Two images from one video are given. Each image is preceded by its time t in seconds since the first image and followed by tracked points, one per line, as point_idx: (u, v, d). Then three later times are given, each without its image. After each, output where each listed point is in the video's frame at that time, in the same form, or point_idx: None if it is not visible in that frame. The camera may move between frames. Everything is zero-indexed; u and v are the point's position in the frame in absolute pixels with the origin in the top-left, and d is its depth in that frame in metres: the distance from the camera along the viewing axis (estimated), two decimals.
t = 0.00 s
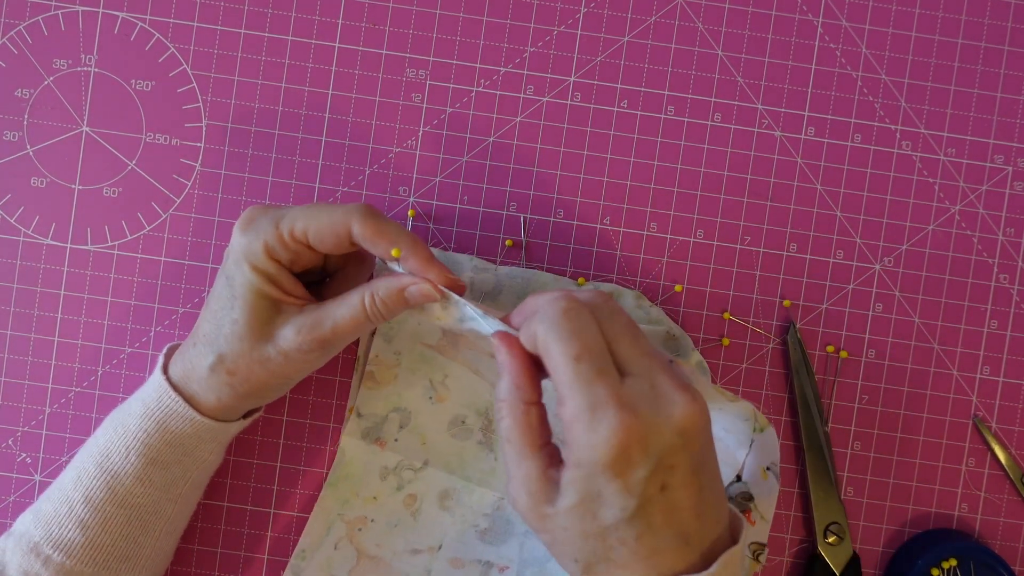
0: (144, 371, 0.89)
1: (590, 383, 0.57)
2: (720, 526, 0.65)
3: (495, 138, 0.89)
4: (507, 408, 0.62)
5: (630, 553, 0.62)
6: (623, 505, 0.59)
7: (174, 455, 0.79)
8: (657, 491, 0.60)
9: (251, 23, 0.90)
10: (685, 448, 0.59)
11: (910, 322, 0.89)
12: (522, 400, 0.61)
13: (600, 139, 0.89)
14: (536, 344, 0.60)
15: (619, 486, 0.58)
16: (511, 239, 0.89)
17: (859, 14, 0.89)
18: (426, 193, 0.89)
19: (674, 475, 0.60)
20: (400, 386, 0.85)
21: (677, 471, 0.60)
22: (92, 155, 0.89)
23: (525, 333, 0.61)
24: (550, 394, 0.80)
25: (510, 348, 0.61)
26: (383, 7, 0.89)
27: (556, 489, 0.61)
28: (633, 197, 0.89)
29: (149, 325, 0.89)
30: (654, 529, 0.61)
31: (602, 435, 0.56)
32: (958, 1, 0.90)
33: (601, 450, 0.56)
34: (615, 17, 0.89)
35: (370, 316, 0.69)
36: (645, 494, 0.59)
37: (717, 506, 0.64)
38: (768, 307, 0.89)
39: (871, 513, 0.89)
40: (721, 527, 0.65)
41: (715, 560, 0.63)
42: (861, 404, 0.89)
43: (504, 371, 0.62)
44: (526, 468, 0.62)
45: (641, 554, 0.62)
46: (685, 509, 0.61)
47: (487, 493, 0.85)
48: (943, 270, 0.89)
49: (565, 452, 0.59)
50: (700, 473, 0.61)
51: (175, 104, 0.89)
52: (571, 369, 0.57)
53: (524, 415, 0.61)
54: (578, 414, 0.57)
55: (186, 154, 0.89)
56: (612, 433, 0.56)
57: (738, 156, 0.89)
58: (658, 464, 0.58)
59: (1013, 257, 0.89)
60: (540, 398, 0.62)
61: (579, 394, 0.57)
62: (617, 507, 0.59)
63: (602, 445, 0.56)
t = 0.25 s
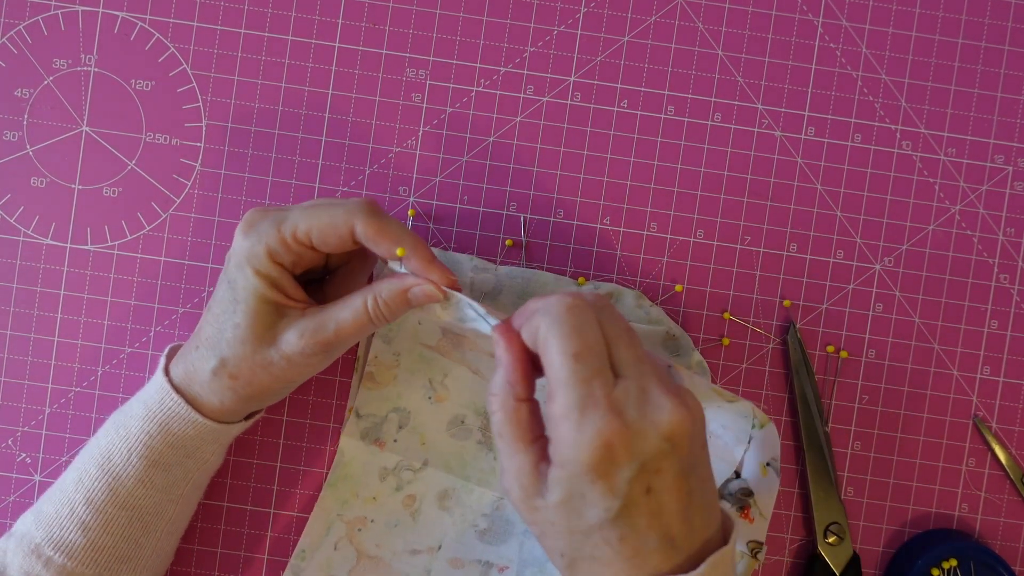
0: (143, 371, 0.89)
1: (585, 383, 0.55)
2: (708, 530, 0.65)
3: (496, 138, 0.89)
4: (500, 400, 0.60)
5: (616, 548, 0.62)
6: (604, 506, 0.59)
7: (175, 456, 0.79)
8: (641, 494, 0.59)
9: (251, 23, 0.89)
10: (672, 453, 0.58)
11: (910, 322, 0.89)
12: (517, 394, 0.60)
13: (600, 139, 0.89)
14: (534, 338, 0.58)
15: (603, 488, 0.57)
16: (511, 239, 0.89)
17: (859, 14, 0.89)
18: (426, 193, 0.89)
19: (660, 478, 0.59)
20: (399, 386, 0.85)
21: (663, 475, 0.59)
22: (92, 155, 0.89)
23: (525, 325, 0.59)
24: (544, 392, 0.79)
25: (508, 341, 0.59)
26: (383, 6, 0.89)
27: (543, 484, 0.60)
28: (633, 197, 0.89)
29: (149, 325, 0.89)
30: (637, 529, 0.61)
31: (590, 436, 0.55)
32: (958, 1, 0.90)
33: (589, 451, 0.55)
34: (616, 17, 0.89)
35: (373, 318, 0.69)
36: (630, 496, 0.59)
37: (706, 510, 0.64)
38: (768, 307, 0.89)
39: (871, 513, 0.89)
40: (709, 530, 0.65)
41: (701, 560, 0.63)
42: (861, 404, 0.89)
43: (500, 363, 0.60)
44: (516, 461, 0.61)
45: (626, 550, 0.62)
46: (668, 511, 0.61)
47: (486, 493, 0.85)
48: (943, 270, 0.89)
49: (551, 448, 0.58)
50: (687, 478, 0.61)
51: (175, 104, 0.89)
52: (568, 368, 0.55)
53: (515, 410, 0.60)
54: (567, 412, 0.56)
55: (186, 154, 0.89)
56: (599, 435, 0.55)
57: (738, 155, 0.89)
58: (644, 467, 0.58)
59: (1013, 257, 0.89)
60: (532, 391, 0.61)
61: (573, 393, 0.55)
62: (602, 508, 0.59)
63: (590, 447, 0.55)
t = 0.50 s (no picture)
0: (143, 371, 0.89)
1: (588, 384, 0.55)
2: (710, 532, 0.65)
3: (496, 138, 0.89)
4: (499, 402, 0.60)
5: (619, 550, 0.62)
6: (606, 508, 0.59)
7: (175, 456, 0.79)
8: (644, 494, 0.59)
9: (251, 23, 0.89)
10: (675, 454, 0.58)
11: (910, 322, 0.89)
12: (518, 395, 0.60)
13: (600, 139, 0.89)
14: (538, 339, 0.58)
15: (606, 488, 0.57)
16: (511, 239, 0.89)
17: (859, 14, 0.89)
18: (426, 193, 0.89)
19: (662, 479, 0.59)
20: (398, 387, 0.85)
21: (665, 476, 0.59)
22: (92, 155, 0.89)
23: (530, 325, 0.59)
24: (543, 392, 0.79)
25: (510, 343, 0.59)
26: (383, 6, 0.89)
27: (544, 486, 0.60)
28: (633, 197, 0.89)
29: (149, 325, 0.89)
30: (638, 529, 0.61)
31: (592, 436, 0.55)
32: (958, 1, 0.90)
33: (591, 451, 0.55)
34: (616, 17, 0.89)
35: (374, 318, 0.69)
36: (633, 497, 0.59)
37: (707, 511, 0.64)
38: (768, 307, 0.89)
39: (871, 513, 0.89)
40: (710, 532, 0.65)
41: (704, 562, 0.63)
42: (861, 404, 0.89)
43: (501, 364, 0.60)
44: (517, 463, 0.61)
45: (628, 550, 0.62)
46: (670, 512, 0.61)
47: (485, 494, 0.85)
48: (943, 270, 0.89)
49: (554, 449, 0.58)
50: (689, 479, 0.61)
51: (175, 104, 0.89)
52: (571, 370, 0.55)
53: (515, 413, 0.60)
54: (569, 412, 0.56)
55: (186, 154, 0.89)
56: (602, 435, 0.55)
57: (738, 155, 0.89)
58: (646, 468, 0.58)
59: (1013, 257, 0.89)
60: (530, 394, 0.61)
61: (576, 395, 0.55)
62: (603, 509, 0.59)
63: (592, 447, 0.55)
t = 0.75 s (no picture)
0: (143, 371, 0.89)
1: (586, 383, 0.55)
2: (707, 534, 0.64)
3: (496, 138, 0.89)
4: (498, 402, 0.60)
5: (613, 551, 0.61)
6: (598, 509, 0.58)
7: (176, 458, 0.79)
8: (639, 498, 0.58)
9: (251, 23, 0.89)
10: (672, 458, 0.57)
11: (910, 322, 0.89)
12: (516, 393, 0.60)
13: (600, 139, 0.89)
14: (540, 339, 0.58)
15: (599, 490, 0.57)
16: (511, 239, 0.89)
17: (859, 14, 0.89)
18: (426, 193, 0.89)
19: (657, 482, 0.58)
20: (398, 387, 0.85)
21: (660, 479, 0.58)
22: (92, 155, 0.89)
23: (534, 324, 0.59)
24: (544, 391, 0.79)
25: (512, 341, 0.59)
26: (383, 7, 0.89)
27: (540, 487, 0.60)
28: (633, 197, 0.89)
29: (149, 325, 0.89)
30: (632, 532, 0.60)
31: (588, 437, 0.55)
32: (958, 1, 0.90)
33: (586, 452, 0.54)
34: (616, 17, 0.89)
35: (375, 319, 0.68)
36: (626, 501, 0.58)
37: (705, 514, 0.63)
38: (768, 307, 0.89)
39: (871, 513, 0.89)
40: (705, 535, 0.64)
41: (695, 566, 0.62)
42: (861, 404, 0.89)
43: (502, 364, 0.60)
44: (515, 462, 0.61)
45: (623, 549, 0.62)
46: (665, 516, 0.60)
47: (485, 494, 0.85)
48: (943, 270, 0.89)
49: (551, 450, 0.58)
50: (686, 483, 0.60)
51: (175, 104, 0.89)
52: (569, 369, 0.55)
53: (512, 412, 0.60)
54: (565, 412, 0.55)
55: (186, 154, 0.89)
56: (597, 436, 0.54)
57: (738, 156, 0.89)
58: (641, 471, 0.57)
59: (1013, 257, 0.89)
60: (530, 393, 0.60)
61: (573, 394, 0.55)
62: (598, 510, 0.58)
63: (586, 448, 0.54)
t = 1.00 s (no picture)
0: (143, 371, 0.89)
1: (527, 385, 0.55)
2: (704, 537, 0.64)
3: (496, 138, 0.89)
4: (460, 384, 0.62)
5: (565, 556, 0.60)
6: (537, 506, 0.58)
7: (179, 460, 0.79)
8: (577, 502, 0.57)
9: (251, 23, 0.89)
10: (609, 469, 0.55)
11: (910, 322, 0.89)
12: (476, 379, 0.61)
13: (600, 139, 0.89)
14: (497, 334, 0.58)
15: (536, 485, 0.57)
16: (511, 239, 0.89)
17: (860, 14, 0.89)
18: (426, 193, 0.89)
19: (600, 492, 0.57)
20: (395, 389, 0.85)
21: (602, 490, 0.56)
22: (92, 155, 0.89)
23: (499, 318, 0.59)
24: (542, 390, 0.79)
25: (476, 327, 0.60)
26: (383, 7, 0.89)
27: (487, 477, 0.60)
28: (633, 197, 0.89)
29: (149, 325, 0.89)
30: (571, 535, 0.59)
31: (525, 438, 0.55)
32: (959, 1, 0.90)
33: (519, 451, 0.55)
34: (616, 17, 0.89)
35: (377, 326, 0.69)
36: (564, 502, 0.57)
37: (657, 530, 0.60)
38: (768, 307, 0.89)
39: (871, 513, 0.89)
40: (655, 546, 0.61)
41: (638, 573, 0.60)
42: (861, 404, 0.89)
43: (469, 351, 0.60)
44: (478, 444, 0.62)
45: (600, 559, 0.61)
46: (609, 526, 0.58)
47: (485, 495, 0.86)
48: (943, 270, 0.89)
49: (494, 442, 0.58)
50: (632, 496, 0.58)
51: (175, 104, 0.89)
52: (512, 370, 0.55)
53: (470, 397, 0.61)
54: (503, 411, 0.56)
55: (186, 154, 0.89)
56: (527, 438, 0.55)
57: (738, 156, 0.89)
58: (576, 478, 0.56)
59: (1013, 257, 0.89)
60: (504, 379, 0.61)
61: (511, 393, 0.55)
62: (534, 509, 0.58)
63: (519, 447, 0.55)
